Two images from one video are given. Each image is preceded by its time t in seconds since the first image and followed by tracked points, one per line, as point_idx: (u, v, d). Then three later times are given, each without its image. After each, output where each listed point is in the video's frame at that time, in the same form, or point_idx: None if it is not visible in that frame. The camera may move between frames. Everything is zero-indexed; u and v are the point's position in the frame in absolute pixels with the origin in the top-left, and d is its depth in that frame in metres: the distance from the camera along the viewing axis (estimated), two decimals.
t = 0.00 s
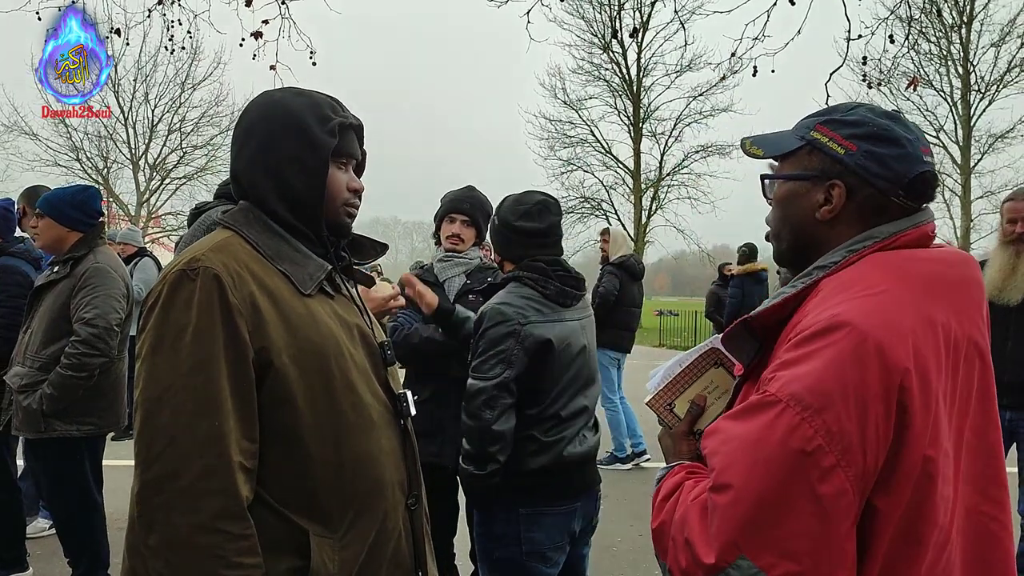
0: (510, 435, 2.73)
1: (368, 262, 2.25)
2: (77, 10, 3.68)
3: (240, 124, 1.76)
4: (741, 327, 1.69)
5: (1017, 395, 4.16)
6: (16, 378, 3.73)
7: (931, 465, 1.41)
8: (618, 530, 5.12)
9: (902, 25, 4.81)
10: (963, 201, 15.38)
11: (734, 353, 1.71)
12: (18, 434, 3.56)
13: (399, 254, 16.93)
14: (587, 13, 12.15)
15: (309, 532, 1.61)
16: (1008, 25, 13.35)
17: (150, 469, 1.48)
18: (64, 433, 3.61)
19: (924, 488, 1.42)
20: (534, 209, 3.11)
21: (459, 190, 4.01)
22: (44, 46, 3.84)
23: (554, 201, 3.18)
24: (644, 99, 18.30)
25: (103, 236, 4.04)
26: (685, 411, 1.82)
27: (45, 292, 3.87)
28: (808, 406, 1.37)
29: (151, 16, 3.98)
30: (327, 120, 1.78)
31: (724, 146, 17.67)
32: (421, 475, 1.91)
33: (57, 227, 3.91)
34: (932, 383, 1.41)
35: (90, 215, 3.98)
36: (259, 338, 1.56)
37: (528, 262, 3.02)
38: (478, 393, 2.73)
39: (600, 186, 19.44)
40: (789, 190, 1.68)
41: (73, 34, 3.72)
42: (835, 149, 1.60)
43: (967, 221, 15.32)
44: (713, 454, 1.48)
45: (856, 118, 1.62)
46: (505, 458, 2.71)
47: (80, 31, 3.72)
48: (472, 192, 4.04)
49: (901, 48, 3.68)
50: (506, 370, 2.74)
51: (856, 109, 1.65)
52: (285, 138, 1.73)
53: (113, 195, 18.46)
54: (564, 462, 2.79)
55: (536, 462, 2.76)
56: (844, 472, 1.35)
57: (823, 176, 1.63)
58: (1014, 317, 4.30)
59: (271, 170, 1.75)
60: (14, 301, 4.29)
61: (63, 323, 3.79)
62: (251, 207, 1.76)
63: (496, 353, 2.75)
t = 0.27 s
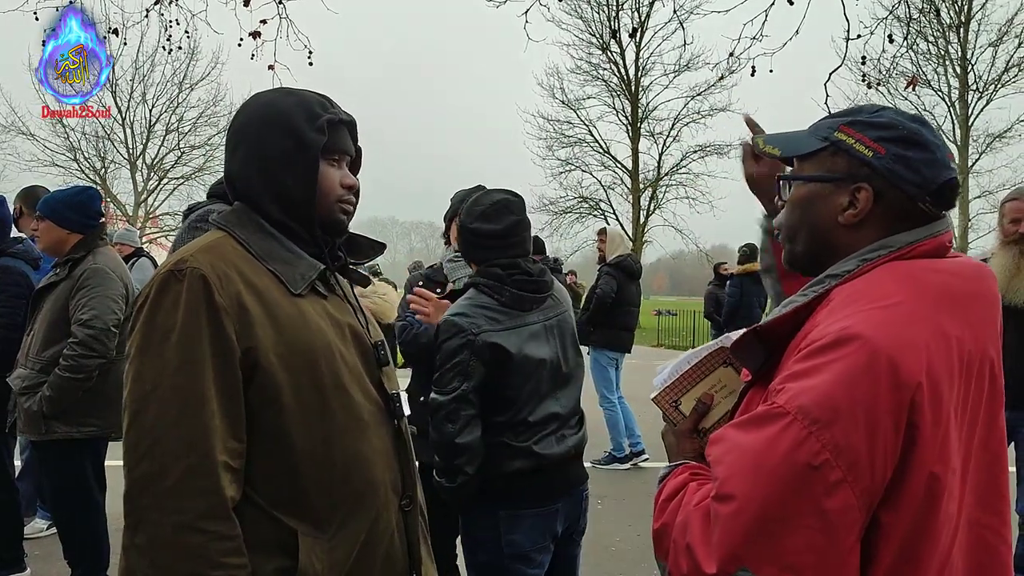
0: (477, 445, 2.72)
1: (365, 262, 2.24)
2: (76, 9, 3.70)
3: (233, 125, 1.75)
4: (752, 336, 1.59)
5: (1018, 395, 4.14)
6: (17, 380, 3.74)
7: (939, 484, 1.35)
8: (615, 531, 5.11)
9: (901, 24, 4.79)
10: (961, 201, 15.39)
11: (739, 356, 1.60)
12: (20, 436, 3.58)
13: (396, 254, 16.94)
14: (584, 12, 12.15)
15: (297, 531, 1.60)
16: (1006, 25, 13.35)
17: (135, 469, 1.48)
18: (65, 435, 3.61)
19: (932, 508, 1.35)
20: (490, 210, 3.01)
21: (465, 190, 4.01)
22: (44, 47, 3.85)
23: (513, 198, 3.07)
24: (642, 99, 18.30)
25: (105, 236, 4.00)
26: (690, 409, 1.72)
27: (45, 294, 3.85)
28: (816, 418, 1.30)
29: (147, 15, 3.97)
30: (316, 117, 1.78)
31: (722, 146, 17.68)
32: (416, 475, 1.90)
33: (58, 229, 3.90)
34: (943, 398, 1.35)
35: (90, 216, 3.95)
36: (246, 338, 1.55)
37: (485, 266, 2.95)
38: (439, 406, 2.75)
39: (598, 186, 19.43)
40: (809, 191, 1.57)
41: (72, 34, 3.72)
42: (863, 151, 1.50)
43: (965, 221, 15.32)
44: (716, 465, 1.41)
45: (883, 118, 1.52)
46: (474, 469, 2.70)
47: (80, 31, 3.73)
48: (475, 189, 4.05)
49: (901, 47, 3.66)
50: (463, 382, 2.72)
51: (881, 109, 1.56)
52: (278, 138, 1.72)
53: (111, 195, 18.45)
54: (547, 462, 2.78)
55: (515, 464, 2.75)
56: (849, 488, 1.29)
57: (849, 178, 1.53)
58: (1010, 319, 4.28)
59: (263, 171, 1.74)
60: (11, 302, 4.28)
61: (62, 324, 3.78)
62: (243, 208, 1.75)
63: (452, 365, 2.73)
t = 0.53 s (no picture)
0: (455, 443, 2.75)
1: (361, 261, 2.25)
2: (77, 10, 3.68)
3: (224, 128, 1.77)
4: (753, 318, 1.58)
5: (1014, 394, 4.16)
6: (17, 376, 3.76)
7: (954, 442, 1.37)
8: (612, 530, 5.12)
9: (897, 24, 4.81)
10: (958, 201, 15.44)
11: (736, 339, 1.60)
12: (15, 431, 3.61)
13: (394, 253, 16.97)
14: (582, 13, 12.17)
15: (291, 531, 1.61)
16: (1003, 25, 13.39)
17: (129, 470, 1.49)
18: (59, 432, 3.62)
19: (948, 465, 1.37)
20: (482, 213, 3.02)
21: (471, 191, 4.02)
22: (44, 47, 3.83)
23: (507, 202, 3.08)
24: (640, 99, 18.33)
25: (110, 238, 4.01)
26: (680, 390, 1.72)
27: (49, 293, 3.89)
28: (835, 387, 1.30)
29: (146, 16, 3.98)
30: (306, 116, 1.79)
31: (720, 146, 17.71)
32: (414, 472, 1.91)
33: (63, 228, 3.93)
34: (953, 358, 1.37)
35: (96, 217, 3.97)
36: (238, 339, 1.57)
37: (473, 268, 2.98)
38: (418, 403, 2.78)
39: (596, 186, 19.46)
40: (801, 165, 1.58)
41: (73, 34, 3.72)
42: (858, 121, 1.52)
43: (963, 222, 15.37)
44: (733, 444, 1.40)
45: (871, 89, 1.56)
46: (455, 466, 2.74)
47: (80, 31, 3.73)
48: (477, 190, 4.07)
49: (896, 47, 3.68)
50: (442, 381, 2.76)
51: (863, 81, 1.59)
52: (270, 139, 1.74)
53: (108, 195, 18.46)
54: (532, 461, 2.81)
55: (504, 462, 2.77)
56: (873, 454, 1.30)
57: (845, 150, 1.54)
58: (1008, 320, 4.29)
59: (255, 172, 1.76)
60: (8, 302, 4.28)
61: (63, 322, 3.80)
62: (238, 209, 1.77)
63: (430, 365, 2.78)
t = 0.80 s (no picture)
0: (450, 437, 2.75)
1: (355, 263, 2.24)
2: (77, 10, 3.74)
3: (228, 128, 1.76)
4: (749, 316, 1.57)
5: (1011, 393, 4.16)
6: (23, 373, 3.75)
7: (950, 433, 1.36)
8: (610, 530, 5.12)
9: (894, 24, 4.81)
10: (955, 200, 15.46)
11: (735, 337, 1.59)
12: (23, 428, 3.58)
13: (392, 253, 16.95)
14: (580, 12, 12.14)
15: (292, 529, 1.60)
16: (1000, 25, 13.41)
17: (126, 471, 1.48)
18: (66, 427, 3.61)
19: (947, 456, 1.36)
20: (495, 212, 3.01)
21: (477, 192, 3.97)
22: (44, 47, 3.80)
23: (521, 202, 3.06)
24: (638, 99, 18.32)
25: (113, 237, 3.99)
26: (683, 398, 1.71)
27: (53, 292, 3.88)
28: (830, 380, 1.29)
29: (142, 16, 3.96)
30: (315, 124, 1.78)
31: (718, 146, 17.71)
32: (411, 471, 1.91)
33: (67, 228, 3.92)
34: (949, 349, 1.36)
35: (98, 216, 3.95)
36: (234, 338, 1.56)
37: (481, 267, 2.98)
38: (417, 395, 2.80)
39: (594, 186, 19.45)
40: (796, 164, 1.58)
41: (73, 33, 3.74)
42: (849, 117, 1.52)
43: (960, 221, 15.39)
44: (731, 440, 1.39)
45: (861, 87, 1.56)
46: (447, 458, 2.73)
47: (80, 31, 3.75)
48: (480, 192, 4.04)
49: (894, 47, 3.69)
50: (439, 375, 2.77)
51: (854, 80, 1.60)
52: (271, 143, 1.73)
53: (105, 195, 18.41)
54: (528, 460, 2.80)
55: (497, 459, 2.78)
56: (870, 446, 1.29)
57: (837, 146, 1.55)
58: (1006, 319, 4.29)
59: (250, 173, 1.75)
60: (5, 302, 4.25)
61: (67, 319, 3.78)
62: (232, 210, 1.76)
63: (428, 358, 2.78)
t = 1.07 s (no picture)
0: (456, 437, 2.75)
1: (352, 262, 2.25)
2: (76, 10, 3.75)
3: (219, 131, 1.76)
4: (745, 316, 1.58)
5: (1010, 393, 4.17)
6: (35, 373, 3.77)
7: (944, 432, 1.36)
8: (610, 530, 5.12)
9: (893, 24, 4.82)
10: (954, 200, 15.49)
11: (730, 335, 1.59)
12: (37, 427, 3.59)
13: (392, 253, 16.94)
14: (580, 12, 12.13)
15: (292, 530, 1.61)
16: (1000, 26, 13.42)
17: (130, 470, 1.49)
18: (81, 425, 3.62)
19: (940, 456, 1.37)
20: (488, 212, 2.99)
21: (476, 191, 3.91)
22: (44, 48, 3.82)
23: (512, 199, 3.05)
24: (637, 99, 18.32)
25: (117, 237, 4.00)
26: (681, 398, 1.72)
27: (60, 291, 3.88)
28: (823, 379, 1.30)
29: (141, 15, 3.95)
30: (303, 117, 1.79)
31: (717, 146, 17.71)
32: (409, 471, 1.91)
33: (71, 230, 3.93)
34: (942, 348, 1.36)
35: (100, 217, 3.97)
36: (236, 339, 1.56)
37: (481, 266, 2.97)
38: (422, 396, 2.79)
39: (593, 186, 19.45)
40: (793, 164, 1.58)
41: (73, 33, 3.74)
42: (845, 118, 1.53)
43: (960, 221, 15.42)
44: (725, 438, 1.40)
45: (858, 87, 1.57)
46: (454, 458, 2.73)
47: (80, 31, 3.76)
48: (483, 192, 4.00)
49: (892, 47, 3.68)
50: (446, 375, 2.75)
51: (850, 80, 1.60)
52: (267, 141, 1.73)
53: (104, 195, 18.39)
54: (532, 459, 2.81)
55: (501, 458, 2.78)
56: (863, 446, 1.29)
57: (833, 146, 1.55)
58: (1006, 319, 4.31)
59: (248, 172, 1.75)
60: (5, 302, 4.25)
61: (75, 318, 3.78)
62: (230, 209, 1.75)
63: (435, 358, 2.77)
